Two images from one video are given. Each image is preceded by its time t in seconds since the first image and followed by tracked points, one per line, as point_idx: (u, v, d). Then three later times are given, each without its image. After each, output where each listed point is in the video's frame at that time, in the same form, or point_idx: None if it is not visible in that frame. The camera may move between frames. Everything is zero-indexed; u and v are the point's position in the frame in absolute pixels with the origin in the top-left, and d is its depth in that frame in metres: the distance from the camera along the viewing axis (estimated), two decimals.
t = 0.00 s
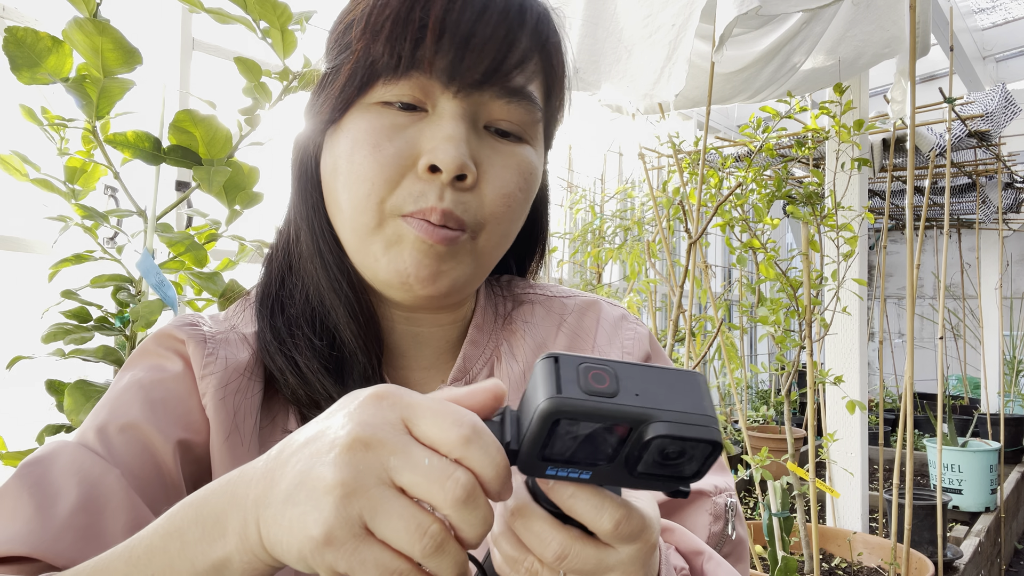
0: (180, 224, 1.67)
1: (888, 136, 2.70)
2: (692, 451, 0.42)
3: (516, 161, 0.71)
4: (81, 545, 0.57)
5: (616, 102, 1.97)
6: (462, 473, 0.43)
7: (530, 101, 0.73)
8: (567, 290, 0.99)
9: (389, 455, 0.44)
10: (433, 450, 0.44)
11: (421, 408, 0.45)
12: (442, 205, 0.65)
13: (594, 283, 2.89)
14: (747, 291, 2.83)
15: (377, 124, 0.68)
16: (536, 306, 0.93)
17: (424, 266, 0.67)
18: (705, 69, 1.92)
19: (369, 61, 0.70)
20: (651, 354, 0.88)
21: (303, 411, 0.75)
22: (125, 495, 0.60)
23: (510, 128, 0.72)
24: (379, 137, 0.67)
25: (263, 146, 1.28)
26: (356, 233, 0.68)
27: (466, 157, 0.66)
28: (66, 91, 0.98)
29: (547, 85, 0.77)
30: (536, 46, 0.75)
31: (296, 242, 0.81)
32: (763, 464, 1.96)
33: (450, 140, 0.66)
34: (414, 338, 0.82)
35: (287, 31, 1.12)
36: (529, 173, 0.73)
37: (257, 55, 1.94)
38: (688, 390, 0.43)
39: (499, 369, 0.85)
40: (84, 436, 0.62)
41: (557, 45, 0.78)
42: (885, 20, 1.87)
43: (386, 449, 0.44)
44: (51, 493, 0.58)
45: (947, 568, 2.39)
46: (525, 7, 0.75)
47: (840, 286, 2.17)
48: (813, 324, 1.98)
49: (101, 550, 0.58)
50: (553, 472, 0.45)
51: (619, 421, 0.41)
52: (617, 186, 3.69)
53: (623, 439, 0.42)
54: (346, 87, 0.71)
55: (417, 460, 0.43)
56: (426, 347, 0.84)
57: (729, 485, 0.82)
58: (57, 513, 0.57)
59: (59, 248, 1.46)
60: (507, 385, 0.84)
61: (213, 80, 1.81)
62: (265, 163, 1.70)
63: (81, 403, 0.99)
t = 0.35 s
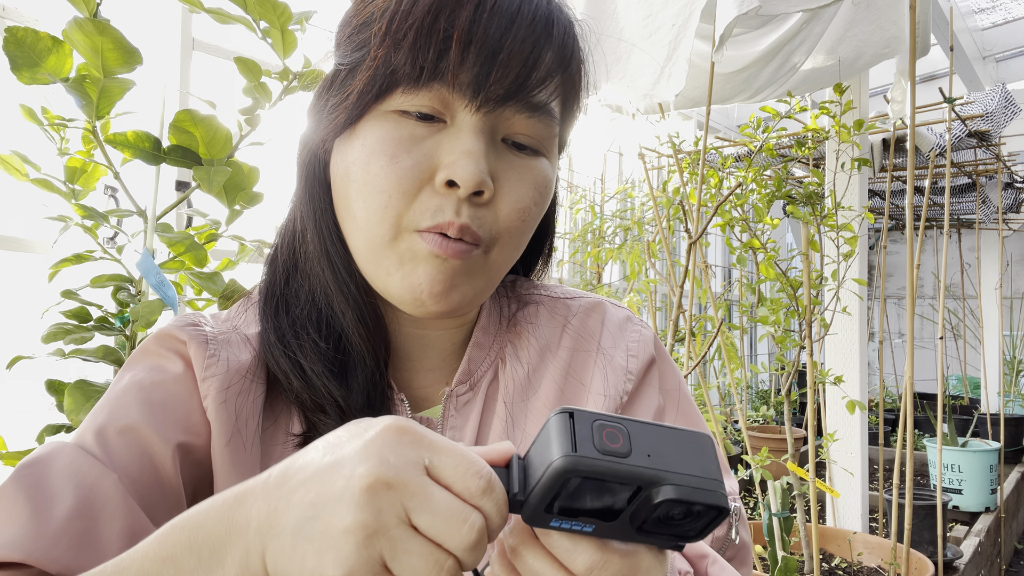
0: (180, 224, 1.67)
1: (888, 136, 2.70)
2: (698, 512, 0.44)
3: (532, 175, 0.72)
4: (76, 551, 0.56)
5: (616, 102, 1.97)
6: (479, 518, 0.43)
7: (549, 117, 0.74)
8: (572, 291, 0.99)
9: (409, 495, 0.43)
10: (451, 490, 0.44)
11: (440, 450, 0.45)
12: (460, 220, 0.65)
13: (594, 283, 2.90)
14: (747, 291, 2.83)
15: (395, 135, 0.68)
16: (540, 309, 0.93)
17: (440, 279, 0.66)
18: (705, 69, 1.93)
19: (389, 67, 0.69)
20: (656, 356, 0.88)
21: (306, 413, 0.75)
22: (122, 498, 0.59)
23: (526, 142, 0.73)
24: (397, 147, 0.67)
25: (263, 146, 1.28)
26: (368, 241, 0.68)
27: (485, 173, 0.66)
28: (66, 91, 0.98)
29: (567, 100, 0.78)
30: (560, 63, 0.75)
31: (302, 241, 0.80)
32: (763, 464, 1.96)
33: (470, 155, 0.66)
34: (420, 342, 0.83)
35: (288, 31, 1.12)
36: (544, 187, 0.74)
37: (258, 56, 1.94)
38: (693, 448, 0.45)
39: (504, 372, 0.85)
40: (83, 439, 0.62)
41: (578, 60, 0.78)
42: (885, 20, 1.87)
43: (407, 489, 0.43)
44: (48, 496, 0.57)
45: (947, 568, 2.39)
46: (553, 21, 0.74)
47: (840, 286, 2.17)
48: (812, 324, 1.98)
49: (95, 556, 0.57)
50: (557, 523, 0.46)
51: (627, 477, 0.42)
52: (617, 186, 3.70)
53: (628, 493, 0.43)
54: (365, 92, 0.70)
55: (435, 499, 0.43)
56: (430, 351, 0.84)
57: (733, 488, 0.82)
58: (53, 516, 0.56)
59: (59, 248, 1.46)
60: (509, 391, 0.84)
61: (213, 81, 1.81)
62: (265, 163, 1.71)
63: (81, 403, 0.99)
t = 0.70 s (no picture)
0: (180, 224, 1.67)
1: (888, 136, 2.70)
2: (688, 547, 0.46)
3: (548, 197, 0.72)
4: (69, 547, 0.56)
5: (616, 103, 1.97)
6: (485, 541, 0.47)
7: (569, 140, 0.73)
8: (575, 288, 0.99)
9: (420, 540, 0.45)
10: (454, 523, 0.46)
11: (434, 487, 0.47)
12: (476, 240, 0.66)
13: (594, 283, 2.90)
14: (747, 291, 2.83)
15: (414, 150, 0.67)
16: (542, 308, 0.93)
17: (452, 293, 0.67)
18: (705, 69, 1.92)
19: (414, 83, 0.67)
20: (658, 357, 0.88)
21: (310, 414, 0.75)
22: (121, 497, 0.59)
23: (545, 163, 0.72)
24: (414, 162, 0.66)
25: (262, 146, 1.28)
26: (381, 253, 0.68)
27: (504, 197, 0.66)
28: (66, 91, 0.98)
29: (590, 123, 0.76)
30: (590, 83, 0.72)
31: (310, 238, 0.79)
32: (763, 464, 1.96)
33: (488, 178, 0.65)
34: (423, 346, 0.83)
35: (288, 31, 1.12)
36: (559, 207, 0.74)
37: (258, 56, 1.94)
38: (693, 484, 0.47)
39: (505, 374, 0.85)
40: (89, 429, 0.62)
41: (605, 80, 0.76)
42: (885, 20, 1.87)
43: (416, 535, 0.45)
44: (48, 486, 0.57)
45: (947, 568, 2.39)
46: (587, 43, 0.71)
47: (840, 286, 2.17)
48: (813, 324, 1.98)
49: (86, 555, 0.56)
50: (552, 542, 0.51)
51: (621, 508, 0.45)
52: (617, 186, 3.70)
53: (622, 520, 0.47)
54: (386, 107, 0.68)
55: (441, 532, 0.46)
56: (433, 354, 0.84)
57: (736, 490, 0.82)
58: (51, 508, 0.56)
59: (59, 248, 1.46)
60: (511, 394, 0.84)
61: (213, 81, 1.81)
62: (266, 162, 1.70)
63: (81, 403, 0.99)
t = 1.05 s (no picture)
0: (180, 224, 1.67)
1: (888, 136, 2.70)
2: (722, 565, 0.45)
3: (563, 211, 0.72)
4: (63, 541, 0.55)
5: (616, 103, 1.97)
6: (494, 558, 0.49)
7: (586, 152, 0.73)
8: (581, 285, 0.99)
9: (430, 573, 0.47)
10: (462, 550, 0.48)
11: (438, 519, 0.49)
12: (490, 254, 0.66)
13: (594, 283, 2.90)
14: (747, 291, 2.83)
15: (432, 160, 0.67)
16: (547, 304, 0.93)
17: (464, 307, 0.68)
18: (705, 69, 1.92)
19: (438, 94, 0.66)
20: (664, 357, 0.88)
21: (318, 415, 0.75)
22: (117, 491, 0.59)
23: (561, 176, 0.72)
24: (432, 174, 0.66)
25: (262, 145, 1.28)
26: (393, 262, 0.68)
27: (521, 213, 0.66)
28: (66, 91, 0.98)
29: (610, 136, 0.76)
30: (613, 103, 0.73)
31: (319, 236, 0.79)
32: (763, 464, 1.96)
33: (505, 191, 0.65)
34: (429, 345, 0.83)
35: (287, 31, 1.12)
36: (574, 219, 0.75)
37: (258, 56, 1.94)
38: (719, 496, 0.46)
39: (511, 374, 0.86)
40: (88, 421, 0.62)
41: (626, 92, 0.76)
42: (885, 20, 1.87)
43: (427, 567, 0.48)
44: (46, 479, 0.57)
45: (947, 568, 2.39)
46: (614, 57, 0.71)
47: (840, 286, 2.17)
48: (813, 324, 1.98)
49: (80, 551, 0.56)
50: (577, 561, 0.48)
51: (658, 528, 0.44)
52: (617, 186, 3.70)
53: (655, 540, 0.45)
54: (409, 116, 0.67)
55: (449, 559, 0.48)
56: (439, 354, 0.84)
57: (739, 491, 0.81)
58: (47, 502, 0.56)
59: (59, 248, 1.46)
60: (517, 395, 0.84)
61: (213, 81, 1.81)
62: (266, 163, 1.70)
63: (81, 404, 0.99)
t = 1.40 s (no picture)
0: (180, 224, 1.67)
1: (888, 136, 2.70)
2: None
3: (584, 214, 0.73)
4: (75, 547, 0.56)
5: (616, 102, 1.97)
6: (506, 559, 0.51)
7: (606, 156, 0.73)
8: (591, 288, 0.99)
9: None
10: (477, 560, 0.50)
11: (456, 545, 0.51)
12: (507, 258, 0.67)
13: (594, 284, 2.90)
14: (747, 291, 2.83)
15: (449, 163, 0.67)
16: (558, 308, 0.93)
17: (481, 312, 0.68)
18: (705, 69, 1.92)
19: (457, 97, 0.66)
20: (676, 363, 0.88)
21: (328, 423, 0.75)
22: (131, 497, 0.59)
23: (580, 181, 0.72)
24: (449, 175, 0.66)
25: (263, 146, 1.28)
26: (410, 266, 0.68)
27: (539, 218, 0.66)
28: (66, 91, 0.98)
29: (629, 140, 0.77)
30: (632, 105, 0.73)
31: (332, 240, 0.79)
32: (763, 464, 1.96)
33: (524, 197, 0.65)
34: (438, 349, 0.84)
35: (287, 31, 1.12)
36: (593, 223, 0.75)
37: (258, 56, 1.94)
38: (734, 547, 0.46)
39: (522, 379, 0.86)
40: (103, 422, 0.62)
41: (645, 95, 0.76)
42: (884, 20, 1.87)
43: None
44: (60, 480, 0.57)
45: (946, 568, 2.39)
46: (635, 60, 0.71)
47: (840, 285, 2.17)
48: (813, 325, 1.98)
49: (92, 557, 0.57)
50: None
51: None
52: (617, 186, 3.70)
53: None
54: (430, 119, 0.67)
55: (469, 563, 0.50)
56: (448, 357, 0.84)
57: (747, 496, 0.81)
58: (62, 505, 0.56)
59: (59, 248, 1.46)
60: (528, 401, 0.85)
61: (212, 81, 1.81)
62: (266, 163, 1.70)
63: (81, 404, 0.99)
